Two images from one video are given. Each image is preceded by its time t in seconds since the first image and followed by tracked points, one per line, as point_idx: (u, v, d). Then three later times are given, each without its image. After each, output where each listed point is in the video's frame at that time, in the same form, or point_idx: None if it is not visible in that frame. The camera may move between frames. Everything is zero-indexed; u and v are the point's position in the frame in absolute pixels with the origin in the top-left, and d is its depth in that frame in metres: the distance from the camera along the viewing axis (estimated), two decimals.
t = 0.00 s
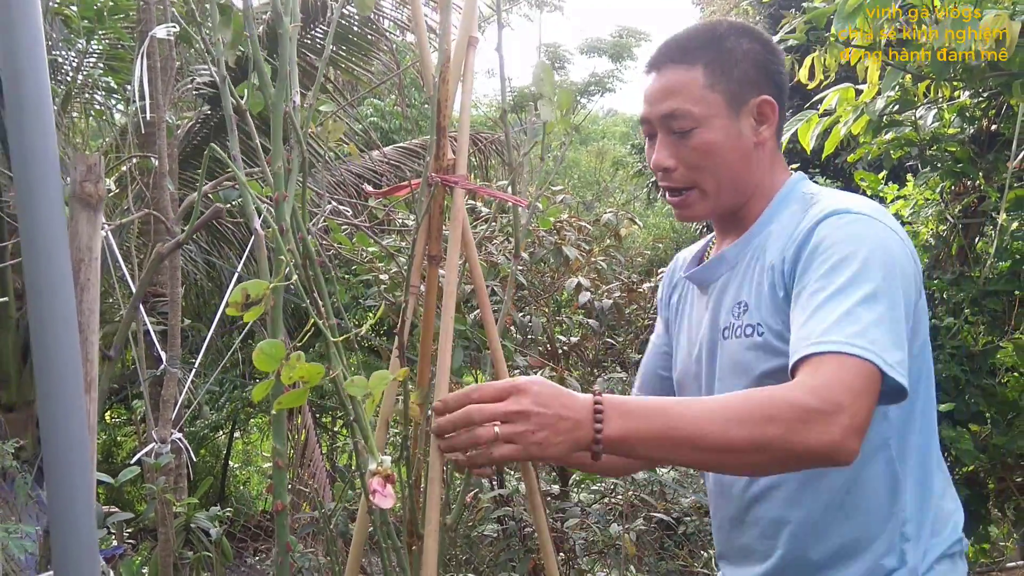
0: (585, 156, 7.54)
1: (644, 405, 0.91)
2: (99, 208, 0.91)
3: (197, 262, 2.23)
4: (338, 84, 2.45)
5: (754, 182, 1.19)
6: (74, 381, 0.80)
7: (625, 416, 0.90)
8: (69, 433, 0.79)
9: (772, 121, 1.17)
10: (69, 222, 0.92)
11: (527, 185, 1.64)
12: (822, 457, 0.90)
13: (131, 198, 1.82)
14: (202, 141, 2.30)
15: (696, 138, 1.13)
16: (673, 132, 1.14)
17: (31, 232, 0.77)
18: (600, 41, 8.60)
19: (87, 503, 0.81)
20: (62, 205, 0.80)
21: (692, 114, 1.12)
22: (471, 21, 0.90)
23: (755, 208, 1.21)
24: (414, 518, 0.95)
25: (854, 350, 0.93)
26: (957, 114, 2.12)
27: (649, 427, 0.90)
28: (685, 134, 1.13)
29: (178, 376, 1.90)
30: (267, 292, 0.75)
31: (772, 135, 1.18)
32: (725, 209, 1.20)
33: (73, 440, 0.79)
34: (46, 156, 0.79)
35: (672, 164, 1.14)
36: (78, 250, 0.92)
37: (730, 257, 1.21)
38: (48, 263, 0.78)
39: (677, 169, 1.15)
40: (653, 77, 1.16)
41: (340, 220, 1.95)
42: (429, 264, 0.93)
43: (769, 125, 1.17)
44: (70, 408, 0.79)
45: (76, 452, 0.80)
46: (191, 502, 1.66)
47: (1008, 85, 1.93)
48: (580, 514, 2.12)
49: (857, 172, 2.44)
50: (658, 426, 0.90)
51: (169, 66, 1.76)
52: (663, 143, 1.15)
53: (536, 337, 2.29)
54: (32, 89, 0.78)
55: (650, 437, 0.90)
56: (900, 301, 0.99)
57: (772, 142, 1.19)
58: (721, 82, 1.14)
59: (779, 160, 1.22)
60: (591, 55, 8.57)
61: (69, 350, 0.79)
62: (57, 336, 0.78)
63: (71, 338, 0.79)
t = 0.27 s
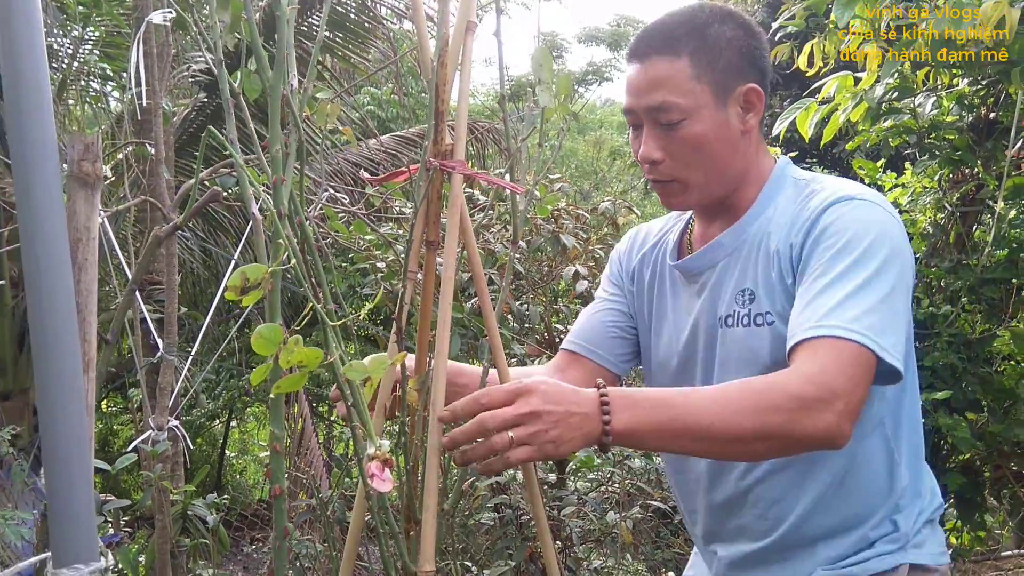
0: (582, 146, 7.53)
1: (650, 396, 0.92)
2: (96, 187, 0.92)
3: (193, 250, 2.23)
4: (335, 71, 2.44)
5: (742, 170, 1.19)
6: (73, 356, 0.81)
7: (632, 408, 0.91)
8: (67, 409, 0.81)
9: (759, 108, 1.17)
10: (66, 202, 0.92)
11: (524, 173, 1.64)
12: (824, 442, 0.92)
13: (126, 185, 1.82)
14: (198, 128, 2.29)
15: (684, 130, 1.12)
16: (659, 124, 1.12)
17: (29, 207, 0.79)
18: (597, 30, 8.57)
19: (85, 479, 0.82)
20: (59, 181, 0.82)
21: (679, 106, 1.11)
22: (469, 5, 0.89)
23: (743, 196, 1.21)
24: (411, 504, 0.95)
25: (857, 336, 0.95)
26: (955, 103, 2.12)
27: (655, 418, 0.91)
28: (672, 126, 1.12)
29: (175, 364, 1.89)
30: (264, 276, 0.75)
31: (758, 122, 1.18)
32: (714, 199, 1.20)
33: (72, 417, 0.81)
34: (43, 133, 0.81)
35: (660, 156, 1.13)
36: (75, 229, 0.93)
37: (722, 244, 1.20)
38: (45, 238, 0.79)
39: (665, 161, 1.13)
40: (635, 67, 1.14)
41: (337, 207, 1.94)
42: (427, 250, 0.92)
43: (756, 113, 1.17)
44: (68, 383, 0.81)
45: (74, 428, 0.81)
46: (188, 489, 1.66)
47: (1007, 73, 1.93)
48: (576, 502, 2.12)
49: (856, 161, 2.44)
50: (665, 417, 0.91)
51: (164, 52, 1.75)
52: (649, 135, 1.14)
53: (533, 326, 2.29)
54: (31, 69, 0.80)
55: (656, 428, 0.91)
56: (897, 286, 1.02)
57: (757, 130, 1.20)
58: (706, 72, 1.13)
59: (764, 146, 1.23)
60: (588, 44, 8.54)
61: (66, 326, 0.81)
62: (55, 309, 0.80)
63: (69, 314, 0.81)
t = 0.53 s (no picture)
0: (581, 144, 7.53)
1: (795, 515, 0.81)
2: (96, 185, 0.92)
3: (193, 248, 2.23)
4: (334, 69, 2.44)
5: (736, 175, 1.20)
6: (72, 355, 0.81)
7: (784, 532, 0.79)
8: (67, 406, 0.81)
9: (753, 115, 1.18)
10: (66, 199, 0.92)
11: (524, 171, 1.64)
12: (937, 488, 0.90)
13: (126, 183, 1.82)
14: (198, 126, 2.29)
15: (680, 138, 1.12)
16: (653, 131, 1.12)
17: (28, 204, 0.79)
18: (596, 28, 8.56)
19: (84, 476, 0.82)
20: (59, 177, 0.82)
21: (675, 113, 1.11)
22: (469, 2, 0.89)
23: (738, 201, 1.22)
24: (411, 502, 0.95)
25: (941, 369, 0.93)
26: (955, 101, 2.12)
27: (812, 533, 0.80)
28: (668, 133, 1.12)
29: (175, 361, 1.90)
30: (264, 274, 0.75)
31: (751, 129, 1.19)
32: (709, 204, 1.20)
33: (72, 414, 0.81)
34: (43, 130, 0.81)
35: (655, 165, 1.13)
36: (75, 227, 0.92)
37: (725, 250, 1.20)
38: (45, 235, 0.79)
39: (660, 169, 1.14)
40: (629, 72, 1.13)
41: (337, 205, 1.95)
42: (427, 248, 0.92)
43: (750, 120, 1.18)
44: (68, 380, 0.81)
45: (74, 425, 0.81)
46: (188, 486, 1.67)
47: (1007, 71, 1.93)
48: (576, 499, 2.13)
49: (855, 159, 2.44)
50: (820, 532, 0.81)
51: (164, 49, 1.74)
52: (642, 142, 1.14)
53: (533, 323, 2.29)
54: (30, 66, 0.80)
55: (818, 548, 0.80)
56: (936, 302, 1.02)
57: (750, 136, 1.21)
58: (703, 80, 1.13)
59: (756, 152, 1.24)
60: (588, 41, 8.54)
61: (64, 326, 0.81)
62: (55, 307, 0.80)
63: (69, 311, 0.81)
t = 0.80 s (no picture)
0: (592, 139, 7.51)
1: None
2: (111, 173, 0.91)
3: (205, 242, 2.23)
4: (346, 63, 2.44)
5: (784, 181, 1.17)
6: (86, 347, 0.81)
7: None
8: (80, 396, 0.81)
9: (808, 120, 1.14)
10: (80, 188, 0.92)
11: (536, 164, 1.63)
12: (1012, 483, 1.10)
13: (139, 176, 1.82)
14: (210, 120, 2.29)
15: (738, 153, 1.08)
16: (711, 146, 1.08)
17: (42, 194, 0.79)
18: (607, 22, 8.52)
19: (97, 466, 0.82)
20: (72, 167, 0.81)
21: (737, 129, 1.06)
22: None
23: (782, 205, 1.19)
24: (423, 496, 0.95)
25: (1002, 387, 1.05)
26: (972, 94, 2.09)
27: None
28: (726, 149, 1.08)
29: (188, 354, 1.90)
30: (278, 264, 0.74)
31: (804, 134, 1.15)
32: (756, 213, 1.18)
33: (85, 403, 0.81)
34: (55, 119, 0.80)
35: (711, 181, 1.09)
36: (89, 215, 0.92)
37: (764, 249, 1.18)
38: (58, 225, 0.79)
39: (716, 185, 1.10)
40: (686, 83, 1.07)
41: (349, 199, 1.94)
42: (441, 241, 0.92)
43: (805, 125, 1.14)
44: (81, 370, 0.81)
45: (87, 414, 0.81)
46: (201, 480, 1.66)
47: None
48: (588, 494, 2.12)
49: (871, 152, 2.42)
50: None
51: (177, 43, 1.74)
52: (699, 156, 1.09)
53: (545, 318, 2.28)
54: (41, 55, 0.80)
55: None
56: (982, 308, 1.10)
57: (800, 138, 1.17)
58: (765, 91, 1.07)
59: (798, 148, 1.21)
60: (599, 36, 8.51)
61: (78, 317, 0.81)
62: (69, 296, 0.80)
63: (82, 301, 0.81)
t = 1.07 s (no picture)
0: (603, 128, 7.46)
1: None
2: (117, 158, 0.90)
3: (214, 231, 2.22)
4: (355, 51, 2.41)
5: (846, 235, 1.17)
6: (91, 335, 0.79)
7: None
8: (89, 380, 0.79)
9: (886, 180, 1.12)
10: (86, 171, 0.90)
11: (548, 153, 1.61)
12: None
13: (146, 165, 1.80)
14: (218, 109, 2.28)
15: (851, 244, 1.05)
16: (829, 237, 1.03)
17: (47, 176, 0.77)
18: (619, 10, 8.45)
19: (105, 452, 0.81)
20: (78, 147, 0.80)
21: (861, 227, 1.03)
22: None
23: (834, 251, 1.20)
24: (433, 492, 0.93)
25: None
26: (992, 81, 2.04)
27: None
28: (841, 240, 1.04)
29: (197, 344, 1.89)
30: (286, 252, 0.73)
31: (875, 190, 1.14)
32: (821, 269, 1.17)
33: (92, 389, 0.80)
34: (60, 100, 0.78)
35: (824, 273, 1.07)
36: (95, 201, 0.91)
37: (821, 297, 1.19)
38: (65, 207, 0.77)
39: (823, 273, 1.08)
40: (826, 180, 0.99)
41: (358, 188, 1.92)
42: (452, 230, 0.89)
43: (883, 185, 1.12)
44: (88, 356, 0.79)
45: (95, 401, 0.80)
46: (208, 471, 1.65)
47: None
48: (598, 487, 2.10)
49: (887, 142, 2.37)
50: None
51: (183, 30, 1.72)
52: (814, 246, 1.04)
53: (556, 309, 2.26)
54: (43, 35, 0.77)
55: None
56: None
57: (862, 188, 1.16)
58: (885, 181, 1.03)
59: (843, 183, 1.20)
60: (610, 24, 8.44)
61: (85, 305, 0.79)
62: (77, 278, 0.78)
63: (89, 284, 0.79)
